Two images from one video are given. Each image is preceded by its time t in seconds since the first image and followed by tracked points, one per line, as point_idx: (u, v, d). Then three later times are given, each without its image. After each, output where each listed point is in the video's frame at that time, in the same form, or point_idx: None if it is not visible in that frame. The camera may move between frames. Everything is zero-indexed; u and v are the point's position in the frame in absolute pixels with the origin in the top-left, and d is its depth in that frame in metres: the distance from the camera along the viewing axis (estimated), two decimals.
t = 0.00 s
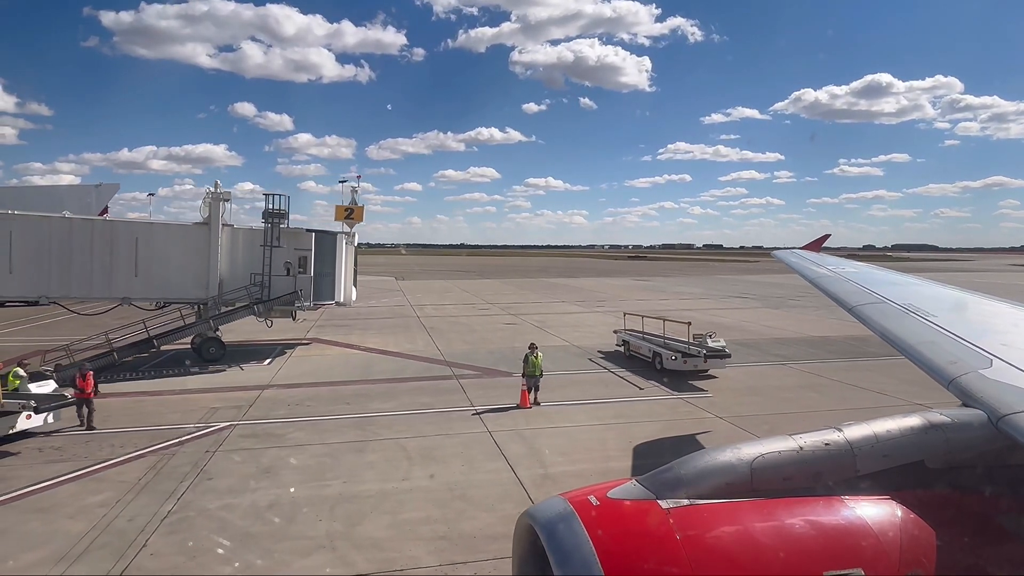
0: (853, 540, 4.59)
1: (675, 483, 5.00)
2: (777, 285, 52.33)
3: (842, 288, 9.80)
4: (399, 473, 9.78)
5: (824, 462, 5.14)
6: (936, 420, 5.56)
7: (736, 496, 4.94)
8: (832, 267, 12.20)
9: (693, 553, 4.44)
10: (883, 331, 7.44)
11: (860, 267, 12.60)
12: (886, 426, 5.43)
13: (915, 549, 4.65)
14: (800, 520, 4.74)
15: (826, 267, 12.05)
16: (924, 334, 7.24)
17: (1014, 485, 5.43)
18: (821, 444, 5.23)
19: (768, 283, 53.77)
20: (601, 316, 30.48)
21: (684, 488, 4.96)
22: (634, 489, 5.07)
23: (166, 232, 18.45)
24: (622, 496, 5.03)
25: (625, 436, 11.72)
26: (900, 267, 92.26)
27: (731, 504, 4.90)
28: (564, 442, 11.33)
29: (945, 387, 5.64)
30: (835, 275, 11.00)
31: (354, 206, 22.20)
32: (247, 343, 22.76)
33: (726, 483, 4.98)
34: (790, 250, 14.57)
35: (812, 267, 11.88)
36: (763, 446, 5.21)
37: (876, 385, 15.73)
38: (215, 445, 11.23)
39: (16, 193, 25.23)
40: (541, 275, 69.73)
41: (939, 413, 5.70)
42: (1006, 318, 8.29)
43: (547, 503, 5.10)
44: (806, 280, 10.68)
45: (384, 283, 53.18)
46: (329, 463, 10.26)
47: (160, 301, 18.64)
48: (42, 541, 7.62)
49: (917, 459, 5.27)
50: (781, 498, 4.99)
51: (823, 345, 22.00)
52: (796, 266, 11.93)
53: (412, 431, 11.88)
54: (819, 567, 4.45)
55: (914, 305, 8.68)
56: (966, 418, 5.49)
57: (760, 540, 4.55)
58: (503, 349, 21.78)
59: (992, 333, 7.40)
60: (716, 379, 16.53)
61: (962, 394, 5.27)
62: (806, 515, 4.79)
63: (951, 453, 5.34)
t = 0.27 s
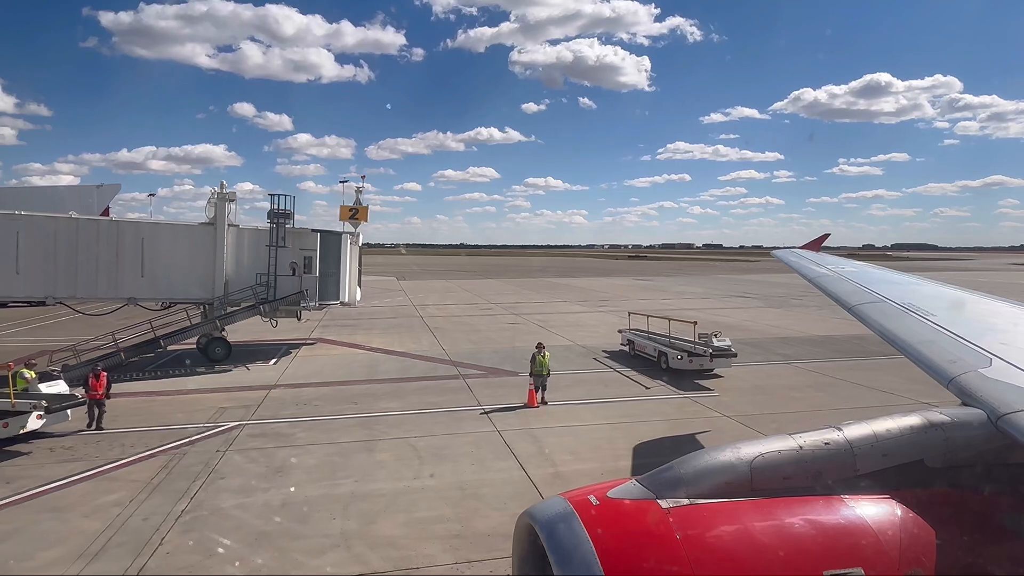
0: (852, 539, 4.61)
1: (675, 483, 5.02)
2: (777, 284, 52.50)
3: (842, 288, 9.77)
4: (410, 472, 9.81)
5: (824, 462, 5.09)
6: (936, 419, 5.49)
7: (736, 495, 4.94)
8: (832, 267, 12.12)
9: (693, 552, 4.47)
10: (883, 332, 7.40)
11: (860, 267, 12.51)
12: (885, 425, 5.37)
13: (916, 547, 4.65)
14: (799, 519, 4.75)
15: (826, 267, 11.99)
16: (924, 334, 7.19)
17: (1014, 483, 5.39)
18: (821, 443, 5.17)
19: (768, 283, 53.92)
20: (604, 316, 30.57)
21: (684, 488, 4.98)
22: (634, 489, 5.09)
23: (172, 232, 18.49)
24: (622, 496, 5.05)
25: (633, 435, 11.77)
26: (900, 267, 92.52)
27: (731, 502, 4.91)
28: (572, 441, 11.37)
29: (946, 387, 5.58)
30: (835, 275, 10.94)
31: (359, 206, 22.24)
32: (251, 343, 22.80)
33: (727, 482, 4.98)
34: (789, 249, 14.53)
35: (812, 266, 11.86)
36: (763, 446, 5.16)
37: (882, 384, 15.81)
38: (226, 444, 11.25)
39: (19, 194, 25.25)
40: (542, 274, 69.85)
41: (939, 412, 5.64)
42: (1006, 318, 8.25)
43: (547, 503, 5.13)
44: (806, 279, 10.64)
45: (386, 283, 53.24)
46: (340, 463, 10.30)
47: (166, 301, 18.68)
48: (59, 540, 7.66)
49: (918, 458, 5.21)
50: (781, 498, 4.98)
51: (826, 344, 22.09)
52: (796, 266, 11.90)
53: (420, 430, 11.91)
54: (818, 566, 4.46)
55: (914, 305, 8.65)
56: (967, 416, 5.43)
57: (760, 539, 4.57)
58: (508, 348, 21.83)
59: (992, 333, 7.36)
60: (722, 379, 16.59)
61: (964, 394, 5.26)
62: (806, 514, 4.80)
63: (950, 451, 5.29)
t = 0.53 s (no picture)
0: (852, 539, 4.62)
1: (675, 483, 5.05)
2: (778, 284, 52.52)
3: (842, 288, 9.77)
4: (421, 472, 9.86)
5: (824, 461, 5.14)
6: (934, 418, 5.56)
7: (736, 494, 4.97)
8: (831, 267, 12.09)
9: (695, 552, 4.48)
10: (882, 331, 7.37)
11: (861, 267, 12.51)
12: (885, 425, 5.42)
13: (916, 547, 4.66)
14: (800, 519, 4.77)
15: (825, 267, 11.99)
16: (923, 333, 7.17)
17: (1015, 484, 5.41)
18: (821, 443, 5.21)
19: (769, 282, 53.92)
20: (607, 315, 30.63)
21: (684, 488, 5.00)
22: (634, 489, 5.11)
23: (178, 232, 18.52)
24: (623, 496, 5.07)
25: (641, 434, 11.82)
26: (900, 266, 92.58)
27: (731, 502, 4.94)
28: (581, 440, 11.42)
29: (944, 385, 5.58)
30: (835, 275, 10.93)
31: (363, 206, 22.29)
32: (256, 343, 22.84)
33: (726, 482, 5.00)
34: (790, 248, 14.54)
35: (811, 266, 11.86)
36: (763, 445, 5.21)
37: (887, 382, 15.86)
38: (235, 444, 11.29)
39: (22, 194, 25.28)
40: (542, 274, 69.87)
41: (938, 411, 5.69)
42: (1006, 317, 8.22)
43: (547, 503, 5.15)
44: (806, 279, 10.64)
45: (387, 283, 53.24)
46: (351, 462, 10.34)
47: (171, 301, 18.71)
48: (74, 539, 7.70)
49: (918, 457, 5.26)
50: (781, 497, 5.01)
51: (830, 343, 22.15)
52: (796, 266, 11.91)
53: (429, 429, 11.95)
54: (819, 565, 4.46)
55: (914, 305, 8.62)
56: (967, 416, 5.48)
57: (761, 538, 4.58)
58: (512, 348, 21.87)
59: (992, 332, 7.31)
60: (727, 378, 16.63)
61: (963, 393, 5.20)
62: (806, 514, 4.82)
63: (949, 451, 5.36)
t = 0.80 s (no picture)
0: (852, 539, 4.61)
1: (675, 483, 5.05)
2: (780, 283, 52.53)
3: (842, 288, 9.76)
4: (431, 471, 9.89)
5: (824, 460, 5.16)
6: (934, 418, 5.58)
7: (736, 494, 4.98)
8: (830, 267, 12.07)
9: (695, 551, 4.46)
10: (881, 331, 7.34)
11: (861, 266, 12.52)
12: (885, 424, 5.45)
13: (916, 547, 4.65)
14: (800, 519, 4.76)
15: (824, 267, 11.98)
16: (923, 332, 7.15)
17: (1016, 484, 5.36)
18: (821, 442, 5.24)
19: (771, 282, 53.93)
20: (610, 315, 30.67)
21: (684, 488, 5.01)
22: (634, 489, 5.11)
23: (183, 233, 18.54)
24: (623, 497, 5.06)
25: (649, 433, 11.86)
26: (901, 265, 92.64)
27: (731, 502, 4.94)
28: (589, 439, 11.45)
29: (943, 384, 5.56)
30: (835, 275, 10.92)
31: (367, 206, 22.33)
32: (261, 343, 22.86)
33: (726, 482, 5.02)
34: (790, 248, 14.56)
35: (811, 266, 11.87)
36: (764, 445, 5.22)
37: (892, 381, 15.90)
38: (245, 443, 11.33)
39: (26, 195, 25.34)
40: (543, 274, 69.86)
41: (938, 411, 5.70)
42: (1006, 316, 8.18)
43: (547, 503, 5.14)
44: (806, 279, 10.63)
45: (388, 283, 53.26)
46: (361, 461, 10.37)
47: (176, 301, 18.71)
48: (89, 538, 7.73)
49: (918, 456, 5.29)
50: (781, 497, 5.01)
51: (834, 342, 22.19)
52: (797, 265, 11.91)
53: (437, 429, 11.99)
54: (819, 565, 4.45)
55: (914, 304, 8.59)
56: (967, 416, 5.46)
57: (762, 538, 4.57)
58: (516, 348, 21.91)
59: (992, 331, 7.27)
60: (733, 377, 16.67)
61: (962, 392, 5.19)
62: (806, 514, 4.81)
63: (949, 450, 5.37)
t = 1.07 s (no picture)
0: (853, 538, 4.47)
1: (674, 483, 4.90)
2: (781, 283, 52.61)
3: (842, 287, 9.73)
4: (440, 470, 9.91)
5: (823, 460, 5.01)
6: (934, 418, 5.44)
7: (735, 494, 4.83)
8: (830, 266, 12.07)
9: (695, 551, 4.34)
10: (880, 331, 7.30)
11: (861, 266, 12.53)
12: (884, 424, 5.29)
13: (917, 546, 4.52)
14: (799, 519, 4.62)
15: (823, 267, 11.97)
16: (922, 332, 7.11)
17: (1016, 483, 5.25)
18: (820, 442, 5.09)
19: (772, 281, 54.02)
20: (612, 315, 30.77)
21: (684, 488, 4.86)
22: (633, 489, 4.96)
23: (187, 233, 18.55)
24: (623, 496, 4.94)
25: (656, 432, 11.89)
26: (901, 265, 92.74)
27: (731, 502, 4.79)
28: (596, 439, 11.47)
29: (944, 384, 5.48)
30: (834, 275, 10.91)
31: (371, 207, 22.37)
32: (265, 343, 22.89)
33: (725, 482, 4.86)
34: (790, 247, 14.57)
35: (810, 266, 11.87)
36: (763, 444, 5.07)
37: (897, 380, 15.95)
38: (252, 443, 11.34)
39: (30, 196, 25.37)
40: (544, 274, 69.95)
41: (938, 410, 5.55)
42: (1005, 316, 8.14)
43: (547, 502, 5.03)
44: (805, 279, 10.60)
45: (390, 283, 53.35)
46: (369, 461, 10.39)
47: (180, 301, 18.72)
48: (102, 538, 7.76)
49: (917, 456, 5.15)
50: (781, 497, 4.86)
51: (837, 342, 22.25)
52: (796, 265, 11.91)
53: (443, 428, 12.00)
54: (818, 565, 4.31)
55: (913, 304, 8.55)
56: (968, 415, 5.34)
57: (761, 537, 4.44)
58: (520, 347, 21.96)
59: (991, 331, 7.23)
60: (737, 376, 16.71)
61: (963, 392, 5.11)
62: (805, 513, 4.67)
63: (948, 450, 5.23)
